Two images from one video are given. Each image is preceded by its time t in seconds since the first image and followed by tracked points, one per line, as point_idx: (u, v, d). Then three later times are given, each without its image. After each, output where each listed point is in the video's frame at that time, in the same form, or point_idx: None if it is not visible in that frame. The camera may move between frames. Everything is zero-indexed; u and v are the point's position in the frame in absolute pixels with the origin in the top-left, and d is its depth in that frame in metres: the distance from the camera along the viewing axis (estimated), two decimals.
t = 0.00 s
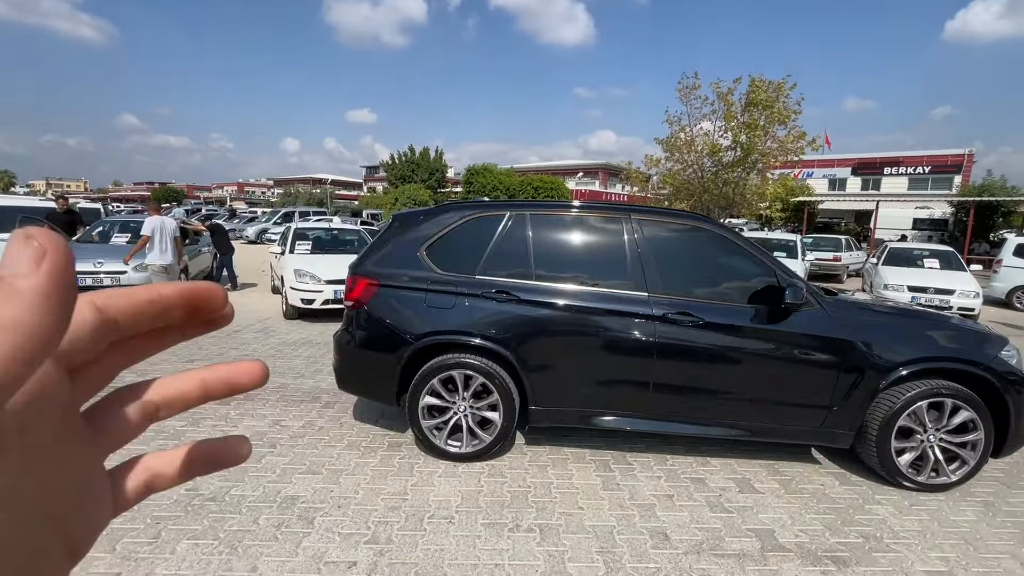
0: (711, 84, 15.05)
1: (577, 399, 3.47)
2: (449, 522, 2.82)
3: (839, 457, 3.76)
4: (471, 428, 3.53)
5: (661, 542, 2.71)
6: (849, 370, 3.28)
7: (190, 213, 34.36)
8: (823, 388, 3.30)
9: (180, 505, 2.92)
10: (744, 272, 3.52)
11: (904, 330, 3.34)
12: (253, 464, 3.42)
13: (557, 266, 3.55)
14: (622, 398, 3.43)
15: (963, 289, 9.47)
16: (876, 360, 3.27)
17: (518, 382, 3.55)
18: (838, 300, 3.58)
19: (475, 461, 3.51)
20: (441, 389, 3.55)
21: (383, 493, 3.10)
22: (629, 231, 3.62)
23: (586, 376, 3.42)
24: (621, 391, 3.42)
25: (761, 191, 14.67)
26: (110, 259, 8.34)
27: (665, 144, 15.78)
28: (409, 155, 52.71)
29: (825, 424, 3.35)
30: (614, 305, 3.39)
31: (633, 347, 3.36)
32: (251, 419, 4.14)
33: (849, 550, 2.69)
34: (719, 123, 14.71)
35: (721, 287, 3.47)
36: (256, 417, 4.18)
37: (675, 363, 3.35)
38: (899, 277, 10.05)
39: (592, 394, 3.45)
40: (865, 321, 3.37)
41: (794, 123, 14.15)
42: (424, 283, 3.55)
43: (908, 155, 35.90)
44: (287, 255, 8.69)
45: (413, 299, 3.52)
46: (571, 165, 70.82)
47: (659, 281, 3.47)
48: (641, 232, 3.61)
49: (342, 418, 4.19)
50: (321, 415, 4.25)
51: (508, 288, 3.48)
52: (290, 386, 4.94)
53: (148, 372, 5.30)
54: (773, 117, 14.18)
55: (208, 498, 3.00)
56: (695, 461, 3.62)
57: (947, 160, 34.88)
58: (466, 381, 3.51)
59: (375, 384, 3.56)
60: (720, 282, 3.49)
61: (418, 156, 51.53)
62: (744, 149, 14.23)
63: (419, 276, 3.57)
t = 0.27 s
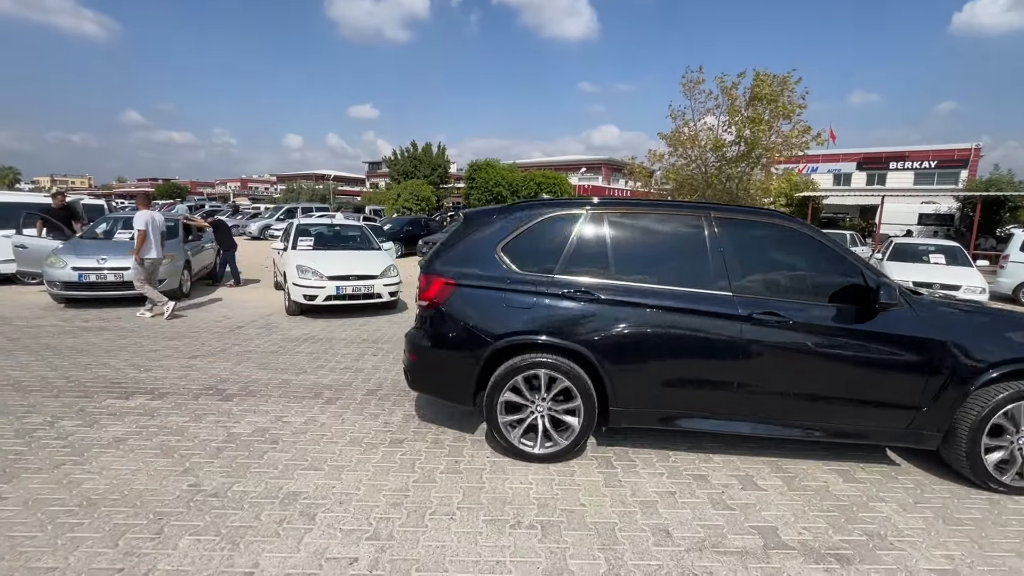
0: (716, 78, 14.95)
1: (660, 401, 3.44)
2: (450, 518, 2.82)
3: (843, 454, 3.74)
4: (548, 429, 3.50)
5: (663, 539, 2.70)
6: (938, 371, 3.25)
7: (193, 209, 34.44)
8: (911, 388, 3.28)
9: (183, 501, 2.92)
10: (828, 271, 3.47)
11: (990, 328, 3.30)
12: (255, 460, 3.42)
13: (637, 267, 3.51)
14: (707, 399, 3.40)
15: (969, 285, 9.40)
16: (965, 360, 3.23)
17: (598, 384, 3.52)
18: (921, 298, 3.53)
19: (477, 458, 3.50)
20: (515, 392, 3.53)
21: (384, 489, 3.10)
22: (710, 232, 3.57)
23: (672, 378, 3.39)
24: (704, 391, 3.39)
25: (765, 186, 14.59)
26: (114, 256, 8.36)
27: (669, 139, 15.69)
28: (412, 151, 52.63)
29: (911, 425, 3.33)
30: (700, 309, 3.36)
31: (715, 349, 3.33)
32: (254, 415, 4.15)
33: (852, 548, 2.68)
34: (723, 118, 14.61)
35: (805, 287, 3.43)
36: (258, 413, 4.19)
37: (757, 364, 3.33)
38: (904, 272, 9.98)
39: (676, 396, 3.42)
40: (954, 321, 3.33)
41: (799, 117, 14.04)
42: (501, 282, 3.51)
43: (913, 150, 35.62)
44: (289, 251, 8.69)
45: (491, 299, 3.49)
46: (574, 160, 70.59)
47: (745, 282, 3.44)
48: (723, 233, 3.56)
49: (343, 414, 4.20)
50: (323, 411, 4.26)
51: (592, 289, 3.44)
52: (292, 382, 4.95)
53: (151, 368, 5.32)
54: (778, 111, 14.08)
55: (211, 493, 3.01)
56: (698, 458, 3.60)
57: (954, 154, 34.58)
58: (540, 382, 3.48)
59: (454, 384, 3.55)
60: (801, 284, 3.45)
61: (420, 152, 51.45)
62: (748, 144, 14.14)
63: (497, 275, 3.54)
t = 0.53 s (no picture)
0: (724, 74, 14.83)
1: (754, 404, 3.37)
2: (457, 517, 2.80)
3: (853, 454, 3.70)
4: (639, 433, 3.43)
5: (670, 539, 2.67)
6: None
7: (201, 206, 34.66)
8: (1011, 393, 3.20)
9: (190, 498, 2.93)
10: (925, 270, 3.40)
11: None
12: (262, 457, 3.43)
13: (729, 266, 3.43)
14: (801, 404, 3.33)
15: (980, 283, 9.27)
16: None
17: (688, 388, 3.44)
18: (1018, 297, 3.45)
19: (483, 456, 3.49)
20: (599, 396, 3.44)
21: (390, 487, 3.09)
22: (802, 231, 3.50)
23: (778, 383, 3.31)
24: (797, 396, 3.32)
25: (773, 183, 14.46)
26: (122, 253, 8.41)
27: (676, 135, 15.59)
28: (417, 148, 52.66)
29: (1014, 433, 3.26)
30: (789, 311, 3.28)
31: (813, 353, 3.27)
32: (260, 412, 4.16)
33: (863, 550, 2.64)
34: (731, 114, 14.49)
35: (902, 287, 3.37)
36: (265, 410, 4.20)
37: (860, 369, 3.26)
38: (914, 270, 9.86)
39: (780, 399, 3.34)
40: None
41: (808, 113, 13.90)
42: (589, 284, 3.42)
43: (924, 146, 35.21)
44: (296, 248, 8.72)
45: (574, 299, 3.41)
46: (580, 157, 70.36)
47: (839, 282, 3.37)
48: (815, 233, 3.49)
49: (350, 412, 4.20)
50: (329, 408, 4.26)
51: (682, 288, 3.37)
52: (299, 379, 4.96)
53: (159, 364, 5.34)
54: (787, 107, 13.94)
55: (217, 491, 3.01)
56: (705, 458, 3.57)
57: (965, 150, 34.14)
58: (632, 386, 3.41)
59: (536, 386, 3.49)
60: (894, 285, 3.38)
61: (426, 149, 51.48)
62: (756, 140, 14.01)
63: (580, 275, 3.46)
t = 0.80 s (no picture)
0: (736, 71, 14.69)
1: (875, 411, 3.25)
2: (470, 516, 2.80)
3: (871, 456, 3.64)
4: (743, 439, 3.35)
5: (685, 540, 2.65)
6: None
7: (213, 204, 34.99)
8: None
9: (205, 493, 2.95)
10: None
11: None
12: (275, 453, 3.45)
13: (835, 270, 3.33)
14: (890, 412, 3.24)
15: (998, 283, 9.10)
16: None
17: (793, 393, 3.35)
18: None
19: (495, 454, 3.48)
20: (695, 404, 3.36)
21: (403, 484, 3.09)
22: (913, 232, 3.40)
23: (867, 392, 3.22)
24: (887, 404, 3.22)
25: (786, 181, 14.29)
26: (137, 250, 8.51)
27: (687, 133, 15.47)
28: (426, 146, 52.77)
29: None
30: (880, 310, 3.19)
31: (924, 355, 3.15)
32: (273, 408, 4.18)
33: (883, 554, 2.59)
34: (743, 111, 14.35)
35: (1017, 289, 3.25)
36: (277, 406, 4.22)
37: (972, 377, 3.13)
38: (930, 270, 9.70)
39: (869, 406, 3.24)
40: None
41: (822, 111, 13.72)
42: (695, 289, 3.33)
43: (940, 144, 34.64)
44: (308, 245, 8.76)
45: (681, 303, 3.31)
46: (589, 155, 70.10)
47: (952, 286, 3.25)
48: (928, 234, 3.38)
49: (362, 409, 4.21)
50: (341, 405, 4.28)
51: (792, 293, 3.27)
52: (312, 376, 4.98)
53: (173, 360, 5.40)
54: (800, 104, 13.77)
55: (232, 486, 3.03)
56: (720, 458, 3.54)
57: (982, 148, 33.54)
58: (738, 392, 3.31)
59: (633, 393, 3.43)
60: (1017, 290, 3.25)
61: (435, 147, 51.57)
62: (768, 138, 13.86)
63: (686, 279, 3.35)
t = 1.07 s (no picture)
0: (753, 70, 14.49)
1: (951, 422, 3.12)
2: (486, 519, 2.78)
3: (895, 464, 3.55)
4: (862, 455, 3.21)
5: (705, 547, 2.61)
6: None
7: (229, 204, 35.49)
8: None
9: (224, 492, 2.98)
10: None
11: None
12: (292, 452, 3.47)
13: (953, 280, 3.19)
14: (967, 423, 3.10)
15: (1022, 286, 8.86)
16: None
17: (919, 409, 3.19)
18: None
19: (511, 457, 3.47)
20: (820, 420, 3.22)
21: (419, 486, 3.09)
22: None
23: (948, 403, 3.09)
24: (964, 416, 3.09)
25: (803, 181, 14.07)
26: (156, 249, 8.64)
27: (703, 133, 15.30)
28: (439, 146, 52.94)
29: None
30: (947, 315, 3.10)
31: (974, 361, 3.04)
32: (289, 408, 4.21)
33: (909, 565, 2.53)
34: (760, 111, 14.15)
35: None
36: (293, 406, 4.25)
37: None
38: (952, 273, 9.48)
39: (949, 417, 3.11)
40: None
41: (841, 110, 13.48)
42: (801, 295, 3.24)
43: (962, 143, 33.86)
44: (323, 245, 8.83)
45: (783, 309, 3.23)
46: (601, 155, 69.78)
47: None
48: None
49: (377, 409, 4.22)
50: (356, 405, 4.30)
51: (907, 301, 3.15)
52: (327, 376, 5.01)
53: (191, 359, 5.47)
54: (818, 103, 13.55)
55: (250, 485, 3.05)
56: (739, 463, 3.48)
57: (1006, 147, 32.72)
58: (856, 406, 3.19)
59: (747, 408, 3.31)
60: None
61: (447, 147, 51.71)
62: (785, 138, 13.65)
63: (793, 284, 3.27)
